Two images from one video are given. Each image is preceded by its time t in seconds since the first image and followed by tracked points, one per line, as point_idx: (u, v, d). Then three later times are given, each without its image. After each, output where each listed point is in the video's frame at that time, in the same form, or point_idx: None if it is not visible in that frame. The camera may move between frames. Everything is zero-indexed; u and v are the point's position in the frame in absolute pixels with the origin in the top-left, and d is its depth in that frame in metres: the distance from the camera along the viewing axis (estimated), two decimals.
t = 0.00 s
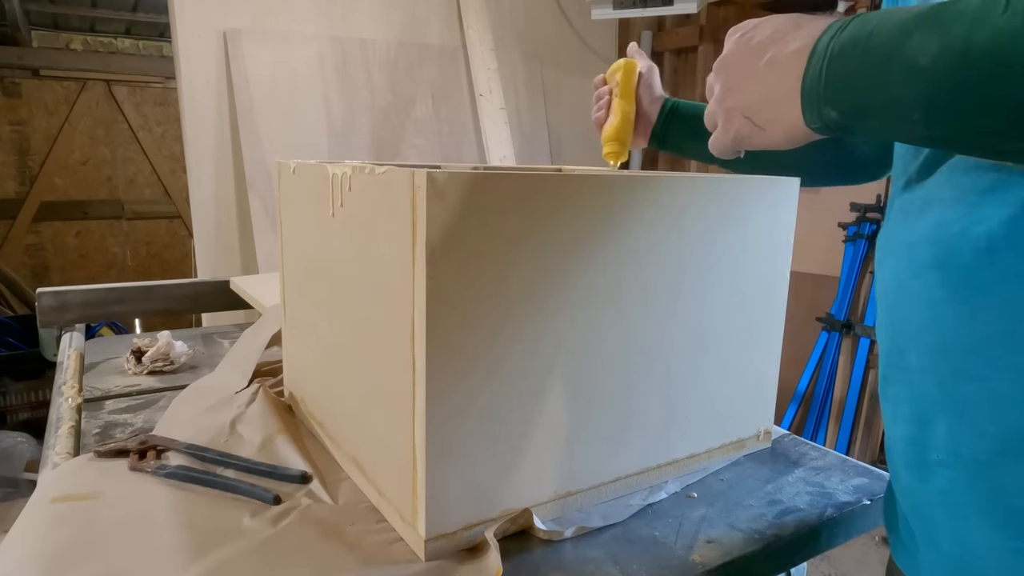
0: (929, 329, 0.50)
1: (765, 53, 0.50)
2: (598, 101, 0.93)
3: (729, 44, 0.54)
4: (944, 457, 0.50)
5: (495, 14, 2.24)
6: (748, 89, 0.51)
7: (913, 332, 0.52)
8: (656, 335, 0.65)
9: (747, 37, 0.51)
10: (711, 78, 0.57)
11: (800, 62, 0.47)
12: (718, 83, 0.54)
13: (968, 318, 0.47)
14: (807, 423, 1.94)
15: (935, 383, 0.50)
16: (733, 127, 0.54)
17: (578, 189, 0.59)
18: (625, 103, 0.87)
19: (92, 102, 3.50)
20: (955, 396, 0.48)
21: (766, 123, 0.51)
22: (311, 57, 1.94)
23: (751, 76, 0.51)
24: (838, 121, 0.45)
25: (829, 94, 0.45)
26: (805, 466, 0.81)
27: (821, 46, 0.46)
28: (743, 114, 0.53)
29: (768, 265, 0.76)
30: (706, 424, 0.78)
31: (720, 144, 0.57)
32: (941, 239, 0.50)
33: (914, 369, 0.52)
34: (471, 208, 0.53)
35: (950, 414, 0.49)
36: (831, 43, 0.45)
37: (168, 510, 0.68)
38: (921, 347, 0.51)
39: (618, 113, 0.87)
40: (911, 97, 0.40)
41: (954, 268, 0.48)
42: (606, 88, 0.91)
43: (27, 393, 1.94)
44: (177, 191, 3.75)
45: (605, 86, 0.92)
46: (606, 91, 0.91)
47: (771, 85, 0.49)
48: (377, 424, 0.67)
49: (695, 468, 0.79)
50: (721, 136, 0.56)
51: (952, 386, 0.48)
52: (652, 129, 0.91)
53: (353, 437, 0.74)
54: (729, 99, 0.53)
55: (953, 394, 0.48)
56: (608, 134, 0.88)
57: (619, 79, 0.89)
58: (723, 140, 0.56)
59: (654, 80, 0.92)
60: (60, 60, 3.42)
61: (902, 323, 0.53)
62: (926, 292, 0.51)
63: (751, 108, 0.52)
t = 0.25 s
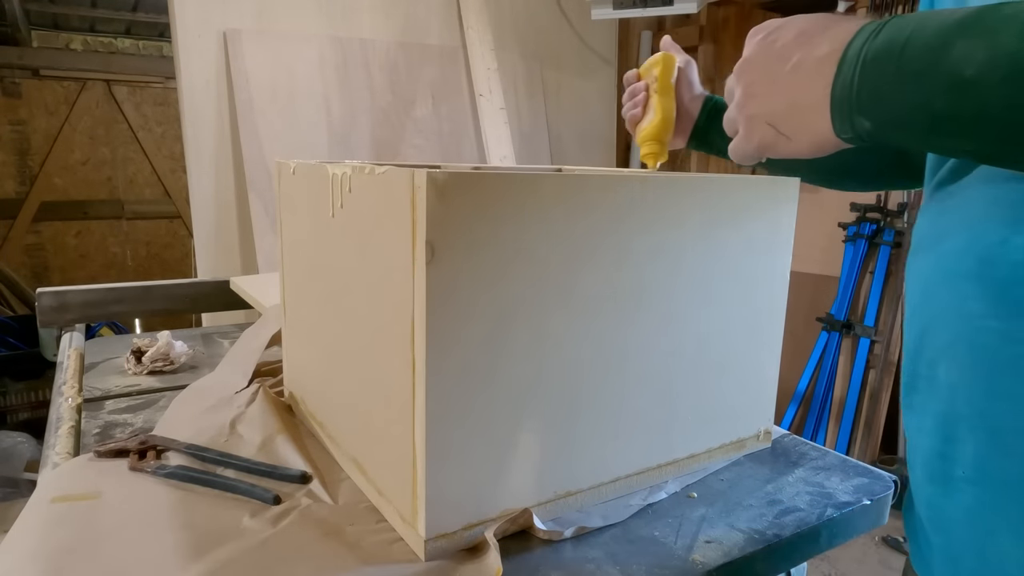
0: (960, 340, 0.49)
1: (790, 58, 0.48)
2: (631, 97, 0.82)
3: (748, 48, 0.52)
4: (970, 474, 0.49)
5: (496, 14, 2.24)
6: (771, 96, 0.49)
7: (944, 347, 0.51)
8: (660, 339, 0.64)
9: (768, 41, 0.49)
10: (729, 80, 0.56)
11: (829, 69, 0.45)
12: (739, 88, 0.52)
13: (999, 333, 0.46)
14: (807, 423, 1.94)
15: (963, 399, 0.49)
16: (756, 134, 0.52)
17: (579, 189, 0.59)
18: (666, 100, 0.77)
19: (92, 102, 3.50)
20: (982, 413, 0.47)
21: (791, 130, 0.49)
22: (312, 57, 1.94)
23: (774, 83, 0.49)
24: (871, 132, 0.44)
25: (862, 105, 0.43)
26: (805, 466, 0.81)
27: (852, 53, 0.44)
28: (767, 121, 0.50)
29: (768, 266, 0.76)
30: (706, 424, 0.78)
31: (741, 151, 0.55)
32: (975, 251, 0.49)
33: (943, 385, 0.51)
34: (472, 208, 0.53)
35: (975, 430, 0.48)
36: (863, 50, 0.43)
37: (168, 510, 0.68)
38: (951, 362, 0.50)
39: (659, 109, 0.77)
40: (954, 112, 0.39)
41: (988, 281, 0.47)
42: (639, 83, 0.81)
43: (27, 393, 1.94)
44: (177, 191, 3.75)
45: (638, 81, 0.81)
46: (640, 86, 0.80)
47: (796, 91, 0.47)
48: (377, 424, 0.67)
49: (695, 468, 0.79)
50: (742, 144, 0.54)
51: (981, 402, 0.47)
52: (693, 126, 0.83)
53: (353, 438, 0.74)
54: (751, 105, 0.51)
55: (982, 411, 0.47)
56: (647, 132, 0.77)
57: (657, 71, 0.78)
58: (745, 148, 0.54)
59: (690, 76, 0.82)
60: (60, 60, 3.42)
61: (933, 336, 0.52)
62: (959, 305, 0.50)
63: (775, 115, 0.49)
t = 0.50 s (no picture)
0: (1006, 357, 0.45)
1: (825, 60, 0.46)
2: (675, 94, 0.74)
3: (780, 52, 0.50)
4: (1008, 503, 0.45)
5: (496, 14, 2.24)
6: (802, 102, 0.47)
7: (986, 362, 0.46)
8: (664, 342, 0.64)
9: (802, 45, 0.47)
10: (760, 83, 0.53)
11: (867, 74, 0.43)
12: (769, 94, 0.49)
13: None
14: (807, 423, 1.93)
15: (1005, 422, 0.45)
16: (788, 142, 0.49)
17: (579, 189, 0.59)
18: (717, 97, 0.69)
19: (92, 102, 3.50)
20: None
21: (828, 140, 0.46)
22: (312, 57, 1.95)
23: (808, 86, 0.46)
24: (910, 142, 0.41)
25: (901, 113, 0.40)
26: (805, 466, 0.81)
27: (893, 56, 0.41)
28: (797, 128, 0.48)
29: (768, 266, 0.76)
30: (706, 424, 0.78)
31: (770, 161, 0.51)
32: None
33: (982, 403, 0.47)
34: (472, 208, 0.54)
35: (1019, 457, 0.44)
36: (906, 54, 0.40)
37: (168, 510, 0.68)
38: (992, 380, 0.46)
39: (711, 108, 0.69)
40: (1004, 123, 0.36)
41: None
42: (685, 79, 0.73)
43: (27, 393, 1.94)
44: (177, 191, 3.75)
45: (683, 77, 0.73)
46: (686, 82, 0.72)
47: (833, 96, 0.45)
48: (377, 424, 0.67)
49: (694, 468, 0.79)
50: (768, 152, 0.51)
51: None
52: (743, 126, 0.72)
53: (353, 438, 0.74)
54: (780, 111, 0.48)
55: None
56: (695, 134, 0.70)
57: (707, 64, 0.70)
58: (773, 156, 0.51)
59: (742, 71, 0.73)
60: (60, 60, 3.42)
61: (973, 349, 0.48)
62: (1006, 318, 0.45)
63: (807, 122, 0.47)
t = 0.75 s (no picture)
0: None
1: (879, 62, 0.47)
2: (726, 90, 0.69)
3: (827, 47, 0.51)
4: None
5: (496, 14, 2.24)
6: (854, 106, 0.49)
7: None
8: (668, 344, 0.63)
9: (850, 46, 0.49)
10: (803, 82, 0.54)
11: (923, 76, 0.45)
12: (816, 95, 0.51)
13: None
14: (807, 423, 1.94)
15: None
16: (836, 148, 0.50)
17: (577, 189, 0.59)
18: (774, 92, 0.64)
19: (92, 102, 3.50)
20: None
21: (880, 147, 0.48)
22: (312, 57, 1.95)
23: (859, 89, 0.48)
24: (975, 150, 0.43)
25: (971, 122, 0.42)
26: (804, 466, 0.81)
27: (960, 58, 0.42)
28: (848, 133, 0.49)
29: (768, 266, 0.76)
30: (706, 424, 0.78)
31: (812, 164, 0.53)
32: None
33: None
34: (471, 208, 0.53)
35: None
36: (974, 60, 0.41)
37: (169, 510, 0.68)
38: None
39: (767, 106, 0.64)
40: None
41: None
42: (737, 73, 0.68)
43: (27, 393, 1.94)
44: (177, 191, 3.75)
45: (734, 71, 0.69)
46: (738, 76, 0.68)
47: (890, 101, 0.46)
48: (376, 424, 0.67)
49: (694, 468, 0.79)
50: (811, 153, 0.53)
51: None
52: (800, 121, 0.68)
53: (353, 438, 0.73)
54: (829, 115, 0.50)
55: None
56: (750, 134, 0.65)
57: (760, 55, 0.65)
58: (817, 159, 0.53)
59: (798, 61, 0.68)
60: (60, 60, 3.42)
61: None
62: None
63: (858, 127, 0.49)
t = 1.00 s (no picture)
0: None
1: (953, 66, 0.45)
2: (755, 86, 0.70)
3: (892, 48, 0.50)
4: None
5: (496, 14, 2.24)
6: (922, 114, 0.47)
7: None
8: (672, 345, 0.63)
9: (917, 48, 0.47)
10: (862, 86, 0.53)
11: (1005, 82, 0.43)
12: (880, 102, 0.49)
13: None
14: (807, 423, 1.94)
15: None
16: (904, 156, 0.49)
17: (576, 189, 0.59)
18: (808, 89, 0.66)
19: (92, 102, 3.50)
20: None
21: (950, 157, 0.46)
22: (312, 57, 1.95)
23: (930, 95, 0.46)
24: None
25: None
26: (804, 466, 0.81)
27: None
28: (916, 143, 0.48)
29: (769, 266, 0.76)
30: (706, 424, 0.78)
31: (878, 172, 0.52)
32: None
33: None
34: (471, 207, 0.53)
35: None
36: None
37: (169, 510, 0.68)
38: None
39: (803, 106, 0.66)
40: None
41: None
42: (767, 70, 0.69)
43: (27, 393, 1.94)
44: (177, 191, 3.76)
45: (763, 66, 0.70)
46: (768, 73, 0.69)
47: (964, 108, 0.45)
48: (376, 424, 0.67)
49: (694, 469, 0.79)
50: (876, 162, 0.51)
51: None
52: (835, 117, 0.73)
53: (353, 438, 0.73)
54: (894, 123, 0.49)
55: None
56: (785, 135, 0.68)
57: (793, 52, 0.66)
58: (876, 168, 0.51)
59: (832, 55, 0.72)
60: (60, 60, 3.42)
61: None
62: None
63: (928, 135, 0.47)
